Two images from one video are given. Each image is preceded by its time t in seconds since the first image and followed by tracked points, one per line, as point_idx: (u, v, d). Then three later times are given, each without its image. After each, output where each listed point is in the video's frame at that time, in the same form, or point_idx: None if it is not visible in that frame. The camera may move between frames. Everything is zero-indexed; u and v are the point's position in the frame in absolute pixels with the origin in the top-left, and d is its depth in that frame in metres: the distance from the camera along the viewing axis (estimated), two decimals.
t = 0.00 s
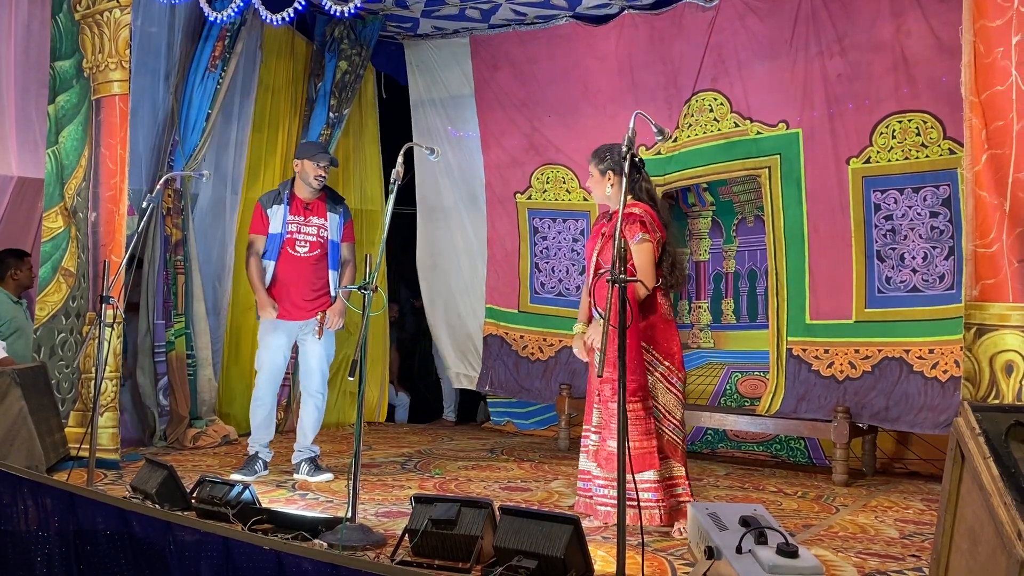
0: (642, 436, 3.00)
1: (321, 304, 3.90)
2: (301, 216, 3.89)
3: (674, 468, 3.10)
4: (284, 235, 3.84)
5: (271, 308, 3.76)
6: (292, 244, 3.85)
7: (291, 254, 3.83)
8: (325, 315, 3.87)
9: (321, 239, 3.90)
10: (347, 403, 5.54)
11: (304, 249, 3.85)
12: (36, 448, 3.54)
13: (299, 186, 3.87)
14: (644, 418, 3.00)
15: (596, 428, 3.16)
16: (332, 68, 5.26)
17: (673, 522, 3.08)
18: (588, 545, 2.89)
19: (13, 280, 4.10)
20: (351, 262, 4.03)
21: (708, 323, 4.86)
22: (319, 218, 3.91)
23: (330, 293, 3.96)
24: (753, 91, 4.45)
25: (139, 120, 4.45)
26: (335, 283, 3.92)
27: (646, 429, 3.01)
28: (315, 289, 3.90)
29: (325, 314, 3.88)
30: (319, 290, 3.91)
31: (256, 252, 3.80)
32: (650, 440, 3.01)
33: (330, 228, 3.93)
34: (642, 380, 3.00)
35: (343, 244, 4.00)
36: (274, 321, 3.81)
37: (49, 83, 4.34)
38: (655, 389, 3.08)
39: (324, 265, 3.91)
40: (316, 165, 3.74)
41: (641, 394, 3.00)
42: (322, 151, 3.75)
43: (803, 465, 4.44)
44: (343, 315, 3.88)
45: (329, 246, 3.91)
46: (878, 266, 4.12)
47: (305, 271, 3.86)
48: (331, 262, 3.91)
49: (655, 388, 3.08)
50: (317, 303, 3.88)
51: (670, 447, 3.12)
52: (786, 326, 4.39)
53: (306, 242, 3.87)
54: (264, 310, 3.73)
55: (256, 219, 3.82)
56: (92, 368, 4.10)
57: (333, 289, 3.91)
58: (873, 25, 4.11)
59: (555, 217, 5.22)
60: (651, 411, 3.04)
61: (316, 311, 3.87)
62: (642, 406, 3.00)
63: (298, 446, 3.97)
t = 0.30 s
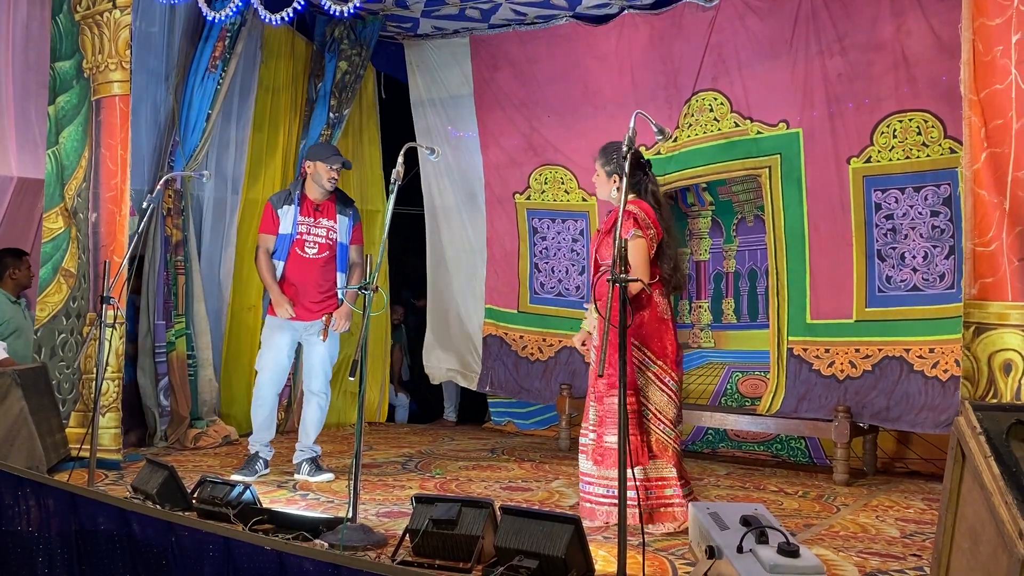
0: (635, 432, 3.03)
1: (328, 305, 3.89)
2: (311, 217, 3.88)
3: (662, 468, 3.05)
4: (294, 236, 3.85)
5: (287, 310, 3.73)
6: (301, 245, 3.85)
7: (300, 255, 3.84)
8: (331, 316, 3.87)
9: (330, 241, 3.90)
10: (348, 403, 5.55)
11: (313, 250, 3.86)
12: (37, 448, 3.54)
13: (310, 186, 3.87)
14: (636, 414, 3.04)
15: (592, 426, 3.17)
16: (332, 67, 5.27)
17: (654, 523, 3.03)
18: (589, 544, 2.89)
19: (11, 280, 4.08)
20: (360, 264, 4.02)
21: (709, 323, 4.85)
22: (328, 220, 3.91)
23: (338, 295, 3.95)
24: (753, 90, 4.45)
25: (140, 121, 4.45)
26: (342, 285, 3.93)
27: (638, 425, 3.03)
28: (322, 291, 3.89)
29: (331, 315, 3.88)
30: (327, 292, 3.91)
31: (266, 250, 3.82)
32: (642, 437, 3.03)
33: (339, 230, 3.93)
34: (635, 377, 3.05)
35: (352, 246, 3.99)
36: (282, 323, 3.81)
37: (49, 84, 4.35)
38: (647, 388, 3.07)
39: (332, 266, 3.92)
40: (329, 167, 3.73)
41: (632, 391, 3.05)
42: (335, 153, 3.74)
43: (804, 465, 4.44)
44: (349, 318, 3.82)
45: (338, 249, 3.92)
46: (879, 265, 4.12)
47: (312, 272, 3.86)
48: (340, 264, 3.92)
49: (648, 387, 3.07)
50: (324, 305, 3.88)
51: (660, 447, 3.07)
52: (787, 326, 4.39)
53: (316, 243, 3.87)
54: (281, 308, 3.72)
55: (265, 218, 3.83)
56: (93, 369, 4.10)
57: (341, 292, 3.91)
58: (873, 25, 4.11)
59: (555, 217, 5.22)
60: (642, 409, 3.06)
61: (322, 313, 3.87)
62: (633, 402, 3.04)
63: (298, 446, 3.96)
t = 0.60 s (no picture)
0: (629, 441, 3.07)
1: (330, 308, 3.90)
2: (314, 219, 3.88)
3: (670, 472, 3.05)
4: (296, 238, 3.85)
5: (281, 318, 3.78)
6: (303, 247, 3.85)
7: (302, 257, 3.84)
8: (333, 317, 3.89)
9: (333, 243, 3.90)
10: (350, 405, 5.55)
11: (315, 252, 3.86)
12: (38, 449, 3.54)
13: (313, 188, 3.87)
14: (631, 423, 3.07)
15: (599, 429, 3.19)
16: (332, 69, 5.28)
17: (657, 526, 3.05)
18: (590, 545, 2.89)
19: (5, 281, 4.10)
20: (363, 265, 4.04)
21: (709, 323, 4.85)
22: (331, 221, 3.91)
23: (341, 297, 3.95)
24: (753, 91, 4.45)
25: (140, 123, 4.42)
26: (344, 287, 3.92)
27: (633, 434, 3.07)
28: (324, 293, 3.89)
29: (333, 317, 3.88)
30: (328, 294, 3.90)
31: (270, 255, 3.83)
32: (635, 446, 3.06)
33: (342, 232, 3.92)
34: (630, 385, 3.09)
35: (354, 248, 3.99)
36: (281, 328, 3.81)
37: (50, 85, 4.34)
38: (655, 392, 3.06)
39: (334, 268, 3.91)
40: (333, 169, 3.73)
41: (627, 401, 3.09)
42: (339, 155, 3.73)
43: (805, 465, 4.44)
44: (352, 321, 3.85)
45: (340, 250, 3.91)
46: (880, 265, 4.12)
47: (314, 274, 3.86)
48: (342, 266, 3.91)
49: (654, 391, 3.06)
50: (325, 307, 3.88)
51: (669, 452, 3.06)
52: (788, 326, 4.39)
53: (318, 245, 3.87)
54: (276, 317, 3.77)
55: (269, 221, 3.84)
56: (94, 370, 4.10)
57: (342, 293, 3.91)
58: (873, 25, 4.11)
59: (555, 218, 5.21)
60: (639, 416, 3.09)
61: (324, 315, 3.88)
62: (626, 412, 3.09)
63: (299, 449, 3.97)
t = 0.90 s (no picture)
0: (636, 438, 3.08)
1: (327, 308, 3.88)
2: (310, 220, 3.89)
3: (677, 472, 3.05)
4: (292, 239, 3.85)
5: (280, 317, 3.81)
6: (299, 248, 3.85)
7: (298, 258, 3.84)
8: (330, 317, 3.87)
9: (329, 243, 3.89)
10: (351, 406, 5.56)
11: (311, 253, 3.85)
12: (39, 451, 3.55)
13: (309, 190, 3.88)
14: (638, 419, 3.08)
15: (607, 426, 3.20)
16: (331, 70, 5.26)
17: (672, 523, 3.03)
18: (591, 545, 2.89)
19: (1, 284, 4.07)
20: (362, 265, 4.00)
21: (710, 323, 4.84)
22: (328, 222, 3.90)
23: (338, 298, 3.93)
24: (753, 91, 4.45)
25: (140, 125, 4.45)
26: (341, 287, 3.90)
27: (639, 431, 3.07)
28: (320, 294, 3.87)
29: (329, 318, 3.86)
30: (324, 294, 3.88)
31: (268, 257, 3.85)
32: (642, 443, 3.06)
33: (339, 232, 3.90)
34: (638, 382, 3.10)
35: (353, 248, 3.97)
36: (277, 328, 3.82)
37: (50, 88, 4.35)
38: (661, 391, 3.06)
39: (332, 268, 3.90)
40: (326, 170, 3.73)
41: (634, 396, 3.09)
42: (331, 155, 3.74)
43: (806, 465, 4.44)
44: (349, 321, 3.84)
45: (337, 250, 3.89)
46: (880, 265, 4.12)
47: (310, 275, 3.85)
48: (339, 266, 3.89)
49: (656, 390, 3.07)
50: (321, 308, 3.86)
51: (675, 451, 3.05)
52: (788, 326, 4.39)
53: (314, 246, 3.86)
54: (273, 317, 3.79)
55: (267, 223, 3.87)
56: (94, 372, 4.09)
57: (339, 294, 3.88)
58: (873, 25, 4.11)
59: (554, 219, 5.21)
60: (648, 413, 3.09)
61: (320, 315, 3.86)
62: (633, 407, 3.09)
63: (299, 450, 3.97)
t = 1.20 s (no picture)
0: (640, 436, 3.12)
1: (319, 308, 3.89)
2: (299, 221, 3.90)
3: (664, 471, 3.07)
4: (280, 241, 3.87)
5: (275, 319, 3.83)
6: (289, 250, 3.87)
7: (288, 260, 3.86)
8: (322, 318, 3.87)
9: (319, 244, 3.90)
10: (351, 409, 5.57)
11: (301, 254, 3.87)
12: (40, 453, 3.56)
13: (297, 192, 3.91)
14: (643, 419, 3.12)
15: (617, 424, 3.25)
16: (330, 73, 5.26)
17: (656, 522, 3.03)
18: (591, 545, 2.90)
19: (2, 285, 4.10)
20: (354, 265, 3.99)
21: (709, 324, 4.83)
22: (317, 223, 3.91)
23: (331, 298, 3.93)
24: (751, 92, 4.47)
25: (141, 129, 4.47)
26: (332, 287, 3.90)
27: (644, 430, 3.11)
28: (312, 295, 3.89)
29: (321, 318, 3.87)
30: (315, 295, 3.89)
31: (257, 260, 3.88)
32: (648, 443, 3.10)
33: (328, 233, 3.91)
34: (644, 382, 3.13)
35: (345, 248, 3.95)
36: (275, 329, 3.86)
37: (50, 92, 4.38)
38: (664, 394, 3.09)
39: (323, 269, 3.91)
40: (307, 174, 3.77)
41: (641, 395, 3.14)
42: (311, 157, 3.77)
43: (805, 465, 4.45)
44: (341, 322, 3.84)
45: (328, 251, 3.90)
46: (878, 265, 4.13)
47: (300, 276, 3.87)
48: (329, 266, 3.89)
49: (660, 391, 3.11)
50: (313, 308, 3.88)
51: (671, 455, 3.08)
52: (787, 327, 4.41)
53: (304, 247, 3.88)
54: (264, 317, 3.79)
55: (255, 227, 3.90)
56: (94, 375, 4.10)
57: (330, 294, 3.89)
58: (870, 26, 4.13)
59: (552, 220, 5.23)
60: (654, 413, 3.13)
61: (311, 317, 3.87)
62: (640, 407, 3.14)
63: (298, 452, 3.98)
